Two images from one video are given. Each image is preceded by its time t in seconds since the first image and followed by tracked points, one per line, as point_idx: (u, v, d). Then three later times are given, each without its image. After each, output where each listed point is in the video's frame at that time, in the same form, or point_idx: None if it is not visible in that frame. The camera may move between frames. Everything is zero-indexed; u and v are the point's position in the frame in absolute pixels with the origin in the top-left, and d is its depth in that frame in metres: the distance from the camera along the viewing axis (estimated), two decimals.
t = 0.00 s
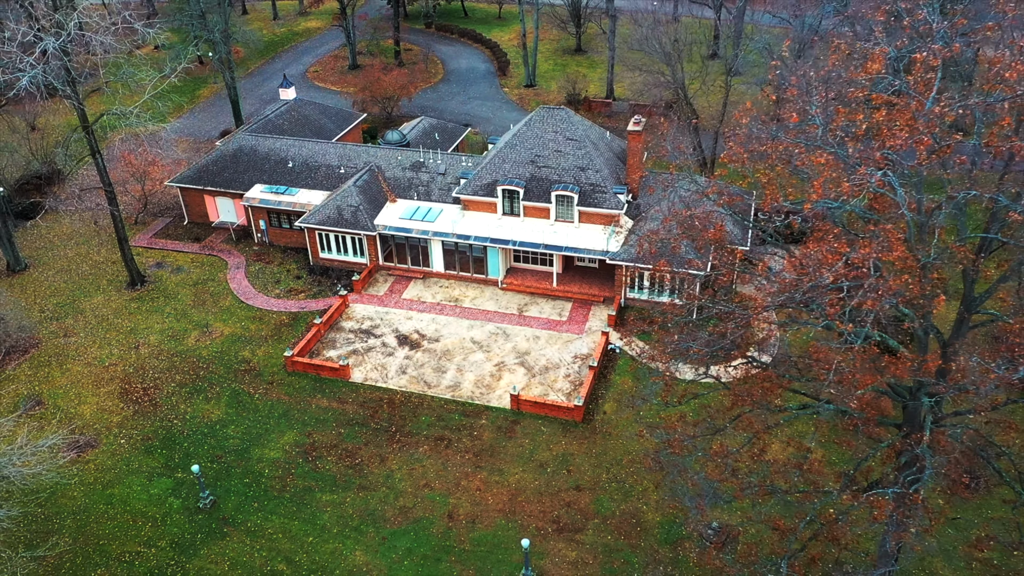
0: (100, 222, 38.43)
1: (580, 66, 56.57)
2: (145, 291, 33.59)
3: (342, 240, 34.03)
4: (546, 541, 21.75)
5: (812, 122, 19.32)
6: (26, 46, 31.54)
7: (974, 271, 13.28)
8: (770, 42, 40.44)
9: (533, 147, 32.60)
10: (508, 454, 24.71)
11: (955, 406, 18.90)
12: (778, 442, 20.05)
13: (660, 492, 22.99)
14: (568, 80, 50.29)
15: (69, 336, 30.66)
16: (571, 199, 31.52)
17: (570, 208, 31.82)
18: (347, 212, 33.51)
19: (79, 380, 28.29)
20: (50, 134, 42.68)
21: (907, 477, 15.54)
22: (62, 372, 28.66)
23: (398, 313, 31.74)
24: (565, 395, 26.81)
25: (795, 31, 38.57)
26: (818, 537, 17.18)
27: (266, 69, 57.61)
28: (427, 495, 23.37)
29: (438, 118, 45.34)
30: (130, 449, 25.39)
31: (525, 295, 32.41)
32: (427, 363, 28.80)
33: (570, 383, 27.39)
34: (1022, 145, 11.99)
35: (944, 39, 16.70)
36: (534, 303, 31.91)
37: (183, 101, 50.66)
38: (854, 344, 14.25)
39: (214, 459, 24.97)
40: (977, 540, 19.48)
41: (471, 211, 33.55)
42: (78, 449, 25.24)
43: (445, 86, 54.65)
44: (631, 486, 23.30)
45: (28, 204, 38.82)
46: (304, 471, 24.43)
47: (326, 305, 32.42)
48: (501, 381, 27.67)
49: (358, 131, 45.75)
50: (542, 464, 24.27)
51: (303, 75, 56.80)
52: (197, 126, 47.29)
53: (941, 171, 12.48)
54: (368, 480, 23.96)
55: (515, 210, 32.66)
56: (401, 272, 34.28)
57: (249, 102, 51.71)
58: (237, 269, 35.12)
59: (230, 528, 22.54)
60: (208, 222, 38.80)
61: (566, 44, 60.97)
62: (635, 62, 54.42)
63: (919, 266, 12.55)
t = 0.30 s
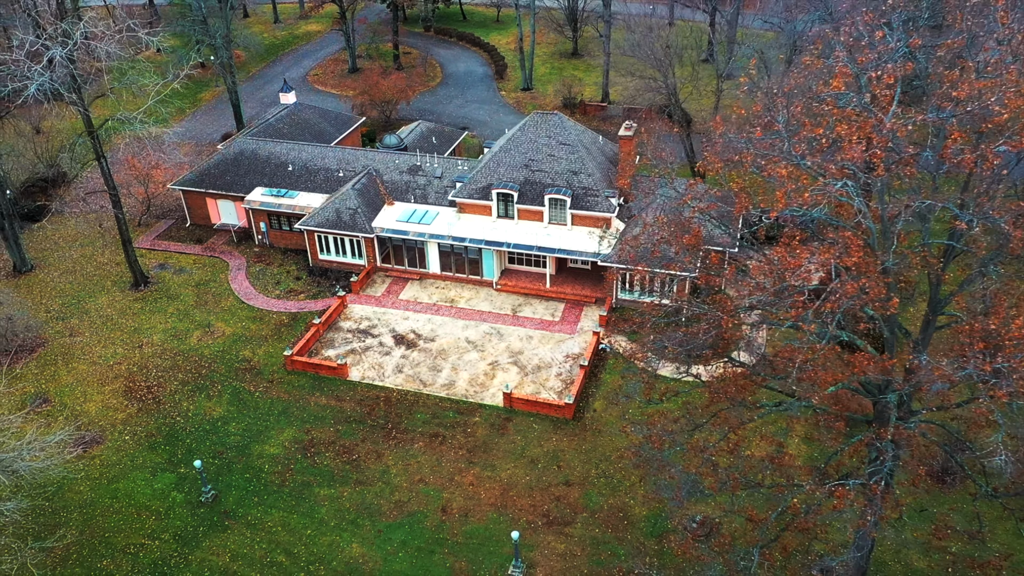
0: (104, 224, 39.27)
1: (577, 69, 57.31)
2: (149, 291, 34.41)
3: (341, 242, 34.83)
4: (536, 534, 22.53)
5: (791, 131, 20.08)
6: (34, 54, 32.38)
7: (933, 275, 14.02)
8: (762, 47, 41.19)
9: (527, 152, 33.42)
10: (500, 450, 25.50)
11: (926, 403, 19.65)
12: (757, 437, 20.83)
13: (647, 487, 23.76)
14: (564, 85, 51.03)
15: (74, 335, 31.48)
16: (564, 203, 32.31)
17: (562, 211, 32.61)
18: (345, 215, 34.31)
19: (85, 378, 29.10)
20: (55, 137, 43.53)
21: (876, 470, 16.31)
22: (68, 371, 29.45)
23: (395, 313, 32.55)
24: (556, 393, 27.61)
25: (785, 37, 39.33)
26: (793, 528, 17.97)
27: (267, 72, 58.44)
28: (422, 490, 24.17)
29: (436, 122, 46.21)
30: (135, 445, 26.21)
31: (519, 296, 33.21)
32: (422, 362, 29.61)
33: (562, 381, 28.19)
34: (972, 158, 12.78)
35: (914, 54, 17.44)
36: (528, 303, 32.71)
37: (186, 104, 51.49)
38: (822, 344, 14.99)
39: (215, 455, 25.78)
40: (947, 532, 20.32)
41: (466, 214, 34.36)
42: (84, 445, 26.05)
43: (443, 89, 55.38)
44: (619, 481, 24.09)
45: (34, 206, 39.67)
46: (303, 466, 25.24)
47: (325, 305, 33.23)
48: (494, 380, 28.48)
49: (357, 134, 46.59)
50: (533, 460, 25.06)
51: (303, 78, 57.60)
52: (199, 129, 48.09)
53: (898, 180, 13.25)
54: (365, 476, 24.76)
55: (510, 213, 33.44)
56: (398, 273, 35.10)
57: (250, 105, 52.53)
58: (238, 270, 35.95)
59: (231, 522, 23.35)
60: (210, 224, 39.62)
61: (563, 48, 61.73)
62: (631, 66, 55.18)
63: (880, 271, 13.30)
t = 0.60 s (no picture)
0: (108, 226, 40.05)
1: (574, 72, 58.02)
2: (152, 292, 35.17)
3: (340, 244, 35.58)
4: (527, 527, 23.29)
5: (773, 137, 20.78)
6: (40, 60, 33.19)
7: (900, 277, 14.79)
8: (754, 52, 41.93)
9: (522, 155, 34.22)
10: (494, 446, 26.28)
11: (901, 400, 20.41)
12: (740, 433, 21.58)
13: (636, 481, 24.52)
14: (560, 88, 51.77)
15: (79, 335, 32.24)
16: (557, 205, 33.06)
17: (556, 214, 33.36)
18: (344, 217, 35.07)
19: (90, 376, 29.87)
20: (60, 140, 44.30)
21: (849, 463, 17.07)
22: (74, 369, 30.20)
23: (393, 313, 33.33)
24: (549, 390, 28.38)
25: (777, 43, 40.07)
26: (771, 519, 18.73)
27: (267, 75, 59.22)
28: (418, 484, 24.94)
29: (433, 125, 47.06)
30: (139, 441, 26.98)
31: (514, 296, 33.99)
32: (419, 360, 30.38)
33: (554, 379, 28.97)
34: (932, 167, 13.55)
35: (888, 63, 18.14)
36: (523, 304, 33.48)
37: (188, 107, 52.25)
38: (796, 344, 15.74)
39: (217, 451, 26.56)
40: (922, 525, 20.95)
41: (462, 216, 35.14)
42: (90, 441, 26.82)
43: (441, 92, 56.12)
44: (609, 476, 24.85)
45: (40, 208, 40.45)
46: (302, 462, 26.01)
47: (325, 305, 34.01)
48: (489, 378, 29.26)
49: (356, 137, 47.41)
50: (526, 456, 25.82)
51: (303, 81, 58.37)
52: (200, 132, 48.87)
53: (864, 187, 14.03)
54: (362, 471, 25.53)
55: (505, 216, 34.22)
56: (396, 274, 35.88)
57: (251, 108, 53.28)
58: (240, 271, 36.72)
59: (233, 515, 24.14)
60: (212, 225, 40.39)
61: (560, 51, 62.47)
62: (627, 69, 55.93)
63: (848, 273, 14.05)
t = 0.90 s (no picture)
0: (112, 227, 40.84)
1: (570, 75, 58.81)
2: (155, 292, 35.97)
3: (339, 245, 36.35)
4: (520, 520, 24.07)
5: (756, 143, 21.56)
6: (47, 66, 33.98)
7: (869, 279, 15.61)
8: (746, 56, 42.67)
9: (517, 158, 35.04)
10: (489, 442, 27.08)
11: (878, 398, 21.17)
12: (724, 427, 22.37)
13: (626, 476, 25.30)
14: (557, 91, 52.57)
15: (85, 334, 33.03)
16: (552, 207, 33.82)
17: (551, 216, 34.12)
18: (343, 219, 35.82)
19: (96, 374, 30.66)
20: (65, 143, 45.11)
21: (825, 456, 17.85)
22: (80, 367, 30.99)
23: (391, 313, 34.12)
24: (542, 388, 29.17)
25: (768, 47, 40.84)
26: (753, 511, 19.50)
27: (268, 78, 60.01)
28: (415, 479, 25.72)
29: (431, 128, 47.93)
30: (144, 437, 27.78)
31: (510, 296, 34.78)
32: (416, 359, 31.17)
33: (548, 377, 29.76)
34: (898, 174, 14.32)
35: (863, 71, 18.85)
36: (518, 304, 34.26)
37: (190, 110, 53.05)
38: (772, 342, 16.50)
39: (220, 446, 27.36)
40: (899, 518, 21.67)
41: (459, 217, 35.92)
42: (96, 437, 27.62)
43: (439, 95, 56.91)
44: (599, 471, 25.64)
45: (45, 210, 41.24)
46: (303, 457, 26.81)
47: (325, 305, 34.80)
48: (484, 376, 30.05)
49: (356, 140, 48.26)
50: (519, 452, 26.61)
51: (304, 84, 59.17)
52: (202, 134, 49.67)
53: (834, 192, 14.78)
54: (361, 466, 26.33)
55: (501, 217, 34.99)
56: (394, 275, 36.68)
57: (252, 111, 54.08)
58: (241, 271, 37.51)
59: (235, 508, 24.94)
60: (214, 227, 41.19)
61: (558, 54, 63.25)
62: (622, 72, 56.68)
63: (819, 274, 14.82)
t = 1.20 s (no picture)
0: (117, 228, 41.71)
1: (567, 78, 59.62)
2: (160, 291, 36.83)
3: (339, 245, 37.21)
4: (514, 512, 24.93)
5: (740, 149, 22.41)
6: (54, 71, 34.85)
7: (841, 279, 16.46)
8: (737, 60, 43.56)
9: (513, 161, 35.97)
10: (484, 437, 27.93)
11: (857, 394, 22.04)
12: (710, 422, 23.24)
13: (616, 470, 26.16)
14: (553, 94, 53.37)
15: (92, 332, 33.89)
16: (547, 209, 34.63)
17: (546, 217, 34.94)
18: (343, 220, 36.65)
19: (102, 371, 31.50)
20: (70, 145, 45.97)
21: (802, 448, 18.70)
22: (87, 365, 31.83)
23: (389, 312, 34.97)
24: (536, 385, 30.04)
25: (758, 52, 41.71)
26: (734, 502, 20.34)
27: (269, 81, 60.88)
28: (412, 473, 26.58)
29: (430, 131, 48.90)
30: (150, 432, 28.65)
31: (505, 296, 35.65)
32: (414, 357, 32.02)
33: (542, 375, 30.63)
34: (866, 180, 15.17)
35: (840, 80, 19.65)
36: (513, 303, 35.13)
37: (192, 112, 53.92)
38: (751, 339, 17.34)
39: (224, 441, 28.23)
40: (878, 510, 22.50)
41: (456, 219, 36.77)
42: (104, 432, 28.49)
43: (438, 98, 57.73)
44: (591, 465, 26.50)
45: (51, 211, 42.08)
46: (304, 451, 27.68)
47: (325, 305, 35.65)
48: (480, 373, 30.92)
49: (356, 142, 49.20)
50: (513, 447, 27.46)
51: (304, 86, 60.02)
52: (205, 136, 50.53)
53: (806, 196, 15.63)
54: (360, 460, 27.18)
55: (497, 219, 35.86)
56: (393, 275, 37.55)
57: (254, 113, 54.96)
58: (244, 271, 38.38)
59: (239, 500, 25.80)
60: (216, 228, 42.06)
61: (555, 57, 64.12)
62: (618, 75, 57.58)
63: (793, 274, 15.67)
